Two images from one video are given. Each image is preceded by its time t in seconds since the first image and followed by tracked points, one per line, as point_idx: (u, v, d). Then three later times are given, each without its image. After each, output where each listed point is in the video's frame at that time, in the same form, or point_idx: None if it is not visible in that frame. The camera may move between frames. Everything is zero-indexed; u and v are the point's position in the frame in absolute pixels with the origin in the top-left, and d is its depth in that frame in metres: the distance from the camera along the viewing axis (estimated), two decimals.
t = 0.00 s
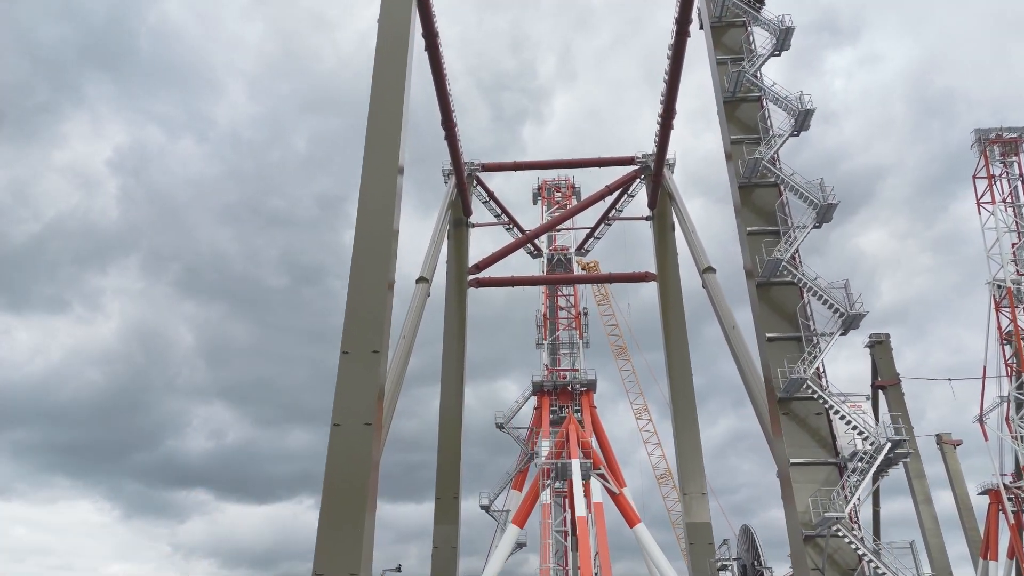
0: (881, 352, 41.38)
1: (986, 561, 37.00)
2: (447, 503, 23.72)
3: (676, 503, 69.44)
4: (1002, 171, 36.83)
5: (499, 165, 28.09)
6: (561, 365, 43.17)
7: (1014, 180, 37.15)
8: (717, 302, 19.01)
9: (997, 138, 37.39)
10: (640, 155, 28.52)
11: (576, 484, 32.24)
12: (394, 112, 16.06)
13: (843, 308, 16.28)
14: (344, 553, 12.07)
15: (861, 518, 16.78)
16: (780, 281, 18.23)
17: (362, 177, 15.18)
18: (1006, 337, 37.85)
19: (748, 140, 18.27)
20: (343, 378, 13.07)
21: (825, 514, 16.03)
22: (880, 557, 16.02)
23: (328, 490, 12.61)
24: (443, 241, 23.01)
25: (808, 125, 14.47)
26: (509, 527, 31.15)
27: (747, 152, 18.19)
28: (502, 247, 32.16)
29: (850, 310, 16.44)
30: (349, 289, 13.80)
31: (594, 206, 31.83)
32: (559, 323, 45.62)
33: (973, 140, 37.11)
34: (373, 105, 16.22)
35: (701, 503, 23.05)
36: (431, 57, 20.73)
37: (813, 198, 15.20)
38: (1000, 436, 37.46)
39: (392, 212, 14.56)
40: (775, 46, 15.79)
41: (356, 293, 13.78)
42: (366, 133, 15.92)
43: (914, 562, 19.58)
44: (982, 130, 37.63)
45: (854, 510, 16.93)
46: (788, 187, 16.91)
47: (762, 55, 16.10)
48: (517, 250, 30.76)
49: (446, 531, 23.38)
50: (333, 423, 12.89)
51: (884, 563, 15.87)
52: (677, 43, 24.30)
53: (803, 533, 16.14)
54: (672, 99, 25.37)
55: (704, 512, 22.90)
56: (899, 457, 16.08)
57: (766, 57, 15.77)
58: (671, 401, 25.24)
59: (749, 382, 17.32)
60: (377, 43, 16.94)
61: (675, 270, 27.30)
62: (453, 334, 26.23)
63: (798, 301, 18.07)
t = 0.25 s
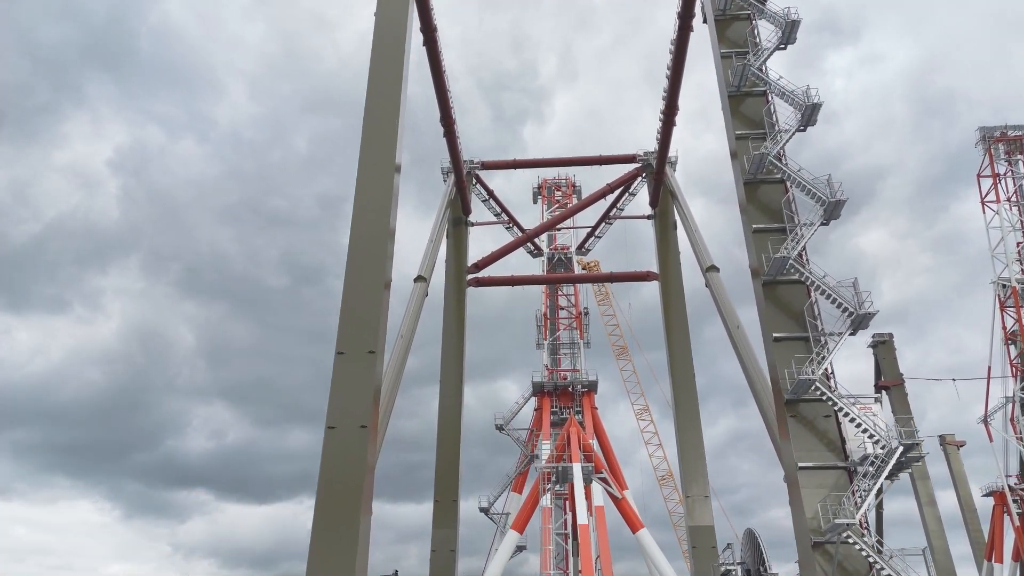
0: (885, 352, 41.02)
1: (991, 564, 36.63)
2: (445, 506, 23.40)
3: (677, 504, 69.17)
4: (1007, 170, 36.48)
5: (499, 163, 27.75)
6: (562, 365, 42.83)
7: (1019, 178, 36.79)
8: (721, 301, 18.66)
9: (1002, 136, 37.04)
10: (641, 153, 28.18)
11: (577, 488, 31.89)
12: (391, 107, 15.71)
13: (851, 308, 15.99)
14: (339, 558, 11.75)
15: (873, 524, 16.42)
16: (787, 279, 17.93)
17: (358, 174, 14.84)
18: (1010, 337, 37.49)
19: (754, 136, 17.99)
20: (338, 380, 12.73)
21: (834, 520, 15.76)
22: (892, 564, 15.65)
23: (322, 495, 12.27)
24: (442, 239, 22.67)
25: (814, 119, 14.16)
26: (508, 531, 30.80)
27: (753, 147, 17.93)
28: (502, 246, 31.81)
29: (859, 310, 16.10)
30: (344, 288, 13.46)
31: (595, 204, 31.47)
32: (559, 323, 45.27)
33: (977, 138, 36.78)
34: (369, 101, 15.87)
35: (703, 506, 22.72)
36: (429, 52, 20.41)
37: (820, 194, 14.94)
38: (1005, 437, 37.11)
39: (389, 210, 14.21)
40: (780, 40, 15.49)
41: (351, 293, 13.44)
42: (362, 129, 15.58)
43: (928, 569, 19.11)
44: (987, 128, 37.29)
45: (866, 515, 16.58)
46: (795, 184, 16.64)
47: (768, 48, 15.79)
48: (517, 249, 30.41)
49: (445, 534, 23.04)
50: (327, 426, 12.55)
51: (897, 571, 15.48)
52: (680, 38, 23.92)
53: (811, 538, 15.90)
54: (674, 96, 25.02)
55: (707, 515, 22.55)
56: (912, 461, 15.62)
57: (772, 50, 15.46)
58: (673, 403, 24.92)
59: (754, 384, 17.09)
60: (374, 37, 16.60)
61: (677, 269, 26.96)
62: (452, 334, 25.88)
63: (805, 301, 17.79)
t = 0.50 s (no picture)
0: (887, 352, 40.67)
1: (995, 566, 36.28)
2: (444, 508, 23.08)
3: (678, 504, 68.89)
4: (1012, 168, 36.14)
5: (498, 161, 27.41)
6: (562, 366, 42.51)
7: None
8: (724, 300, 18.34)
9: (1007, 134, 36.69)
10: (643, 151, 27.85)
11: (578, 491, 31.55)
12: (388, 103, 15.35)
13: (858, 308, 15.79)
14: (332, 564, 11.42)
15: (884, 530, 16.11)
16: (794, 279, 17.69)
17: (353, 170, 14.50)
18: (1015, 337, 37.14)
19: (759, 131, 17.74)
20: (332, 382, 12.37)
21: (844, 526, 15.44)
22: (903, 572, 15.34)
23: (315, 499, 11.92)
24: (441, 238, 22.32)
25: (820, 114, 13.82)
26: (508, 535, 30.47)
27: (758, 143, 17.67)
28: (501, 246, 31.49)
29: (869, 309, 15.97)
30: (339, 287, 13.12)
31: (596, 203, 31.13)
32: (559, 323, 44.95)
33: (981, 136, 36.45)
34: (366, 97, 15.52)
35: (706, 508, 22.38)
36: (428, 48, 20.08)
37: (828, 190, 14.67)
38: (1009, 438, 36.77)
39: (386, 208, 13.86)
40: (786, 34, 15.18)
41: (346, 292, 13.09)
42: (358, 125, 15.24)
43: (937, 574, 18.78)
44: (991, 126, 36.96)
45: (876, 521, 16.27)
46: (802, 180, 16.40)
47: (773, 42, 15.49)
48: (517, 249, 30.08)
49: (444, 537, 22.72)
50: (321, 429, 12.20)
51: None
52: (682, 33, 23.56)
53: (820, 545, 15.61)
54: (676, 93, 24.68)
55: (710, 518, 22.24)
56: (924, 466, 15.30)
57: (778, 44, 15.15)
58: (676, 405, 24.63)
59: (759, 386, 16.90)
60: (371, 31, 16.27)
61: (679, 268, 26.65)
62: (451, 335, 25.55)
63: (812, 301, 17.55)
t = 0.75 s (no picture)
0: (891, 352, 40.26)
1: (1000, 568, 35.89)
2: (442, 512, 22.72)
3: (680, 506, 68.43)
4: (1018, 166, 35.74)
5: (497, 158, 27.03)
6: (562, 367, 42.12)
7: None
8: (727, 300, 17.96)
9: (1012, 132, 36.30)
10: (644, 148, 27.47)
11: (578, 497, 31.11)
12: (382, 97, 14.93)
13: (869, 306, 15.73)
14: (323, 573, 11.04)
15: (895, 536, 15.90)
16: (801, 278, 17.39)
17: (347, 167, 14.11)
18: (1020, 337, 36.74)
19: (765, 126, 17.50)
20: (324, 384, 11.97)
21: (856, 534, 15.24)
22: None
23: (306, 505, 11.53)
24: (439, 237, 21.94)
25: (829, 108, 13.49)
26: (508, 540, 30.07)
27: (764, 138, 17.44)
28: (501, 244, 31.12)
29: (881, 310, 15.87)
30: (332, 287, 12.74)
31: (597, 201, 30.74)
32: (560, 323, 44.55)
33: (986, 134, 36.07)
34: (361, 90, 15.10)
35: (709, 512, 22.04)
36: (425, 43, 19.68)
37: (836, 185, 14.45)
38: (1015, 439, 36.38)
39: (381, 205, 13.47)
40: (792, 25, 14.84)
41: (339, 292, 12.71)
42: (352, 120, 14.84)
43: None
44: (996, 124, 36.57)
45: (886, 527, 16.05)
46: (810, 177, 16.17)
47: (779, 34, 15.15)
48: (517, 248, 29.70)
49: (442, 541, 22.34)
50: (313, 432, 11.81)
51: None
52: (683, 28, 23.13)
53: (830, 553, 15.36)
54: (678, 89, 24.29)
55: (712, 523, 21.89)
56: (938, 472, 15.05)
57: (784, 36, 14.81)
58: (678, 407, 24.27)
59: (767, 389, 16.55)
60: (366, 24, 15.87)
61: (681, 267, 26.26)
62: (450, 336, 25.17)
63: (819, 299, 17.35)
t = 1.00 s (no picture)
0: (894, 353, 39.90)
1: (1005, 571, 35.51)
2: (440, 516, 22.35)
3: (681, 507, 68.03)
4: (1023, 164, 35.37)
5: (497, 156, 26.65)
6: (562, 368, 41.74)
7: None
8: (731, 299, 17.58)
9: (1018, 130, 35.93)
10: (646, 146, 27.09)
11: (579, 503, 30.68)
12: (378, 91, 14.52)
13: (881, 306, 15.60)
14: None
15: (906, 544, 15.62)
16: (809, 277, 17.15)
17: (341, 163, 13.70)
18: None
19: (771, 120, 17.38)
20: (316, 386, 11.55)
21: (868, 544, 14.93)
22: None
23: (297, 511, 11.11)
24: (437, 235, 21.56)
25: (836, 103, 13.16)
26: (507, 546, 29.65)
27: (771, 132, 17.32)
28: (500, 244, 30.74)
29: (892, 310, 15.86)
30: (325, 286, 12.33)
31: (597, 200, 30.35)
32: (559, 323, 44.17)
33: (991, 133, 35.71)
34: (356, 84, 14.68)
35: (712, 516, 21.70)
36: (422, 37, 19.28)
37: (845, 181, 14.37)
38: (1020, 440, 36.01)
39: (376, 202, 13.07)
40: (799, 17, 14.52)
41: (332, 291, 12.31)
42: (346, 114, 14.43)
43: None
44: (1001, 122, 36.22)
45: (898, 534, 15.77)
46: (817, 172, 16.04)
47: (785, 27, 14.82)
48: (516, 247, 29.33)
49: (440, 545, 21.95)
50: (304, 435, 11.38)
51: None
52: (685, 22, 22.66)
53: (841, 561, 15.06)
54: (680, 85, 23.90)
55: (715, 526, 21.54)
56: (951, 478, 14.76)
57: (790, 28, 14.47)
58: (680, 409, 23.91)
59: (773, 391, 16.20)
60: (361, 16, 15.46)
61: (683, 267, 25.86)
62: (448, 337, 24.80)
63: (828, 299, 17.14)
